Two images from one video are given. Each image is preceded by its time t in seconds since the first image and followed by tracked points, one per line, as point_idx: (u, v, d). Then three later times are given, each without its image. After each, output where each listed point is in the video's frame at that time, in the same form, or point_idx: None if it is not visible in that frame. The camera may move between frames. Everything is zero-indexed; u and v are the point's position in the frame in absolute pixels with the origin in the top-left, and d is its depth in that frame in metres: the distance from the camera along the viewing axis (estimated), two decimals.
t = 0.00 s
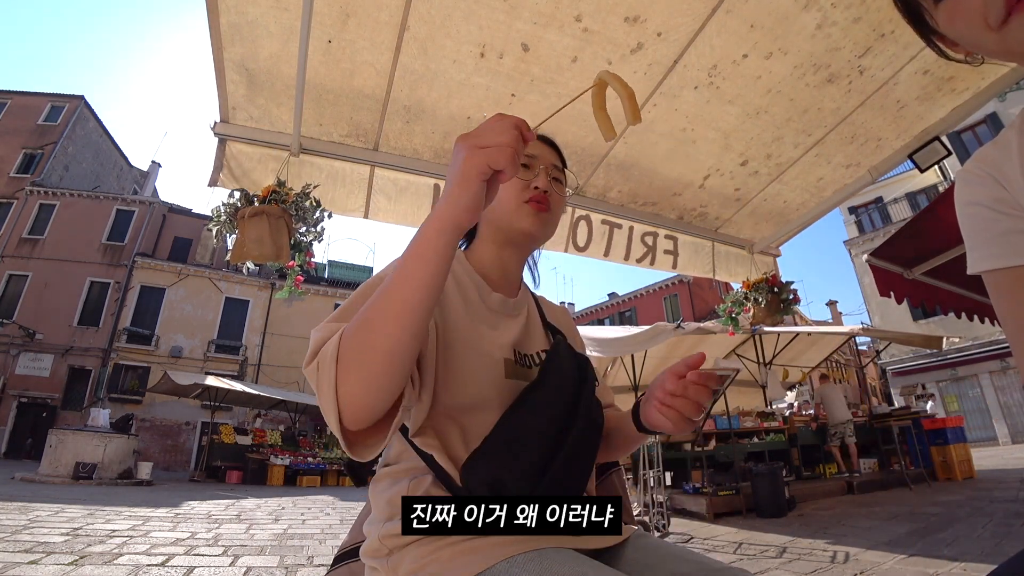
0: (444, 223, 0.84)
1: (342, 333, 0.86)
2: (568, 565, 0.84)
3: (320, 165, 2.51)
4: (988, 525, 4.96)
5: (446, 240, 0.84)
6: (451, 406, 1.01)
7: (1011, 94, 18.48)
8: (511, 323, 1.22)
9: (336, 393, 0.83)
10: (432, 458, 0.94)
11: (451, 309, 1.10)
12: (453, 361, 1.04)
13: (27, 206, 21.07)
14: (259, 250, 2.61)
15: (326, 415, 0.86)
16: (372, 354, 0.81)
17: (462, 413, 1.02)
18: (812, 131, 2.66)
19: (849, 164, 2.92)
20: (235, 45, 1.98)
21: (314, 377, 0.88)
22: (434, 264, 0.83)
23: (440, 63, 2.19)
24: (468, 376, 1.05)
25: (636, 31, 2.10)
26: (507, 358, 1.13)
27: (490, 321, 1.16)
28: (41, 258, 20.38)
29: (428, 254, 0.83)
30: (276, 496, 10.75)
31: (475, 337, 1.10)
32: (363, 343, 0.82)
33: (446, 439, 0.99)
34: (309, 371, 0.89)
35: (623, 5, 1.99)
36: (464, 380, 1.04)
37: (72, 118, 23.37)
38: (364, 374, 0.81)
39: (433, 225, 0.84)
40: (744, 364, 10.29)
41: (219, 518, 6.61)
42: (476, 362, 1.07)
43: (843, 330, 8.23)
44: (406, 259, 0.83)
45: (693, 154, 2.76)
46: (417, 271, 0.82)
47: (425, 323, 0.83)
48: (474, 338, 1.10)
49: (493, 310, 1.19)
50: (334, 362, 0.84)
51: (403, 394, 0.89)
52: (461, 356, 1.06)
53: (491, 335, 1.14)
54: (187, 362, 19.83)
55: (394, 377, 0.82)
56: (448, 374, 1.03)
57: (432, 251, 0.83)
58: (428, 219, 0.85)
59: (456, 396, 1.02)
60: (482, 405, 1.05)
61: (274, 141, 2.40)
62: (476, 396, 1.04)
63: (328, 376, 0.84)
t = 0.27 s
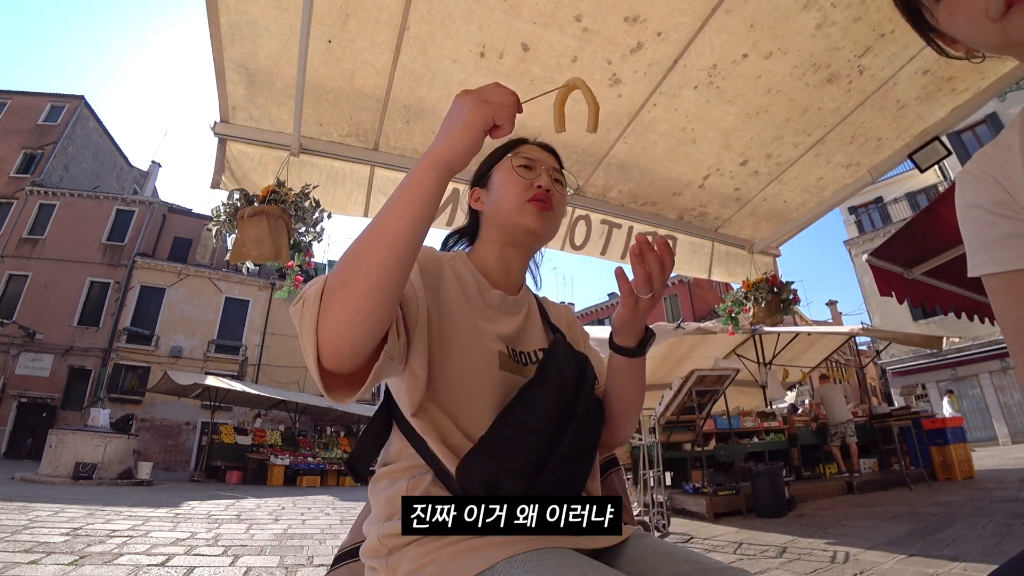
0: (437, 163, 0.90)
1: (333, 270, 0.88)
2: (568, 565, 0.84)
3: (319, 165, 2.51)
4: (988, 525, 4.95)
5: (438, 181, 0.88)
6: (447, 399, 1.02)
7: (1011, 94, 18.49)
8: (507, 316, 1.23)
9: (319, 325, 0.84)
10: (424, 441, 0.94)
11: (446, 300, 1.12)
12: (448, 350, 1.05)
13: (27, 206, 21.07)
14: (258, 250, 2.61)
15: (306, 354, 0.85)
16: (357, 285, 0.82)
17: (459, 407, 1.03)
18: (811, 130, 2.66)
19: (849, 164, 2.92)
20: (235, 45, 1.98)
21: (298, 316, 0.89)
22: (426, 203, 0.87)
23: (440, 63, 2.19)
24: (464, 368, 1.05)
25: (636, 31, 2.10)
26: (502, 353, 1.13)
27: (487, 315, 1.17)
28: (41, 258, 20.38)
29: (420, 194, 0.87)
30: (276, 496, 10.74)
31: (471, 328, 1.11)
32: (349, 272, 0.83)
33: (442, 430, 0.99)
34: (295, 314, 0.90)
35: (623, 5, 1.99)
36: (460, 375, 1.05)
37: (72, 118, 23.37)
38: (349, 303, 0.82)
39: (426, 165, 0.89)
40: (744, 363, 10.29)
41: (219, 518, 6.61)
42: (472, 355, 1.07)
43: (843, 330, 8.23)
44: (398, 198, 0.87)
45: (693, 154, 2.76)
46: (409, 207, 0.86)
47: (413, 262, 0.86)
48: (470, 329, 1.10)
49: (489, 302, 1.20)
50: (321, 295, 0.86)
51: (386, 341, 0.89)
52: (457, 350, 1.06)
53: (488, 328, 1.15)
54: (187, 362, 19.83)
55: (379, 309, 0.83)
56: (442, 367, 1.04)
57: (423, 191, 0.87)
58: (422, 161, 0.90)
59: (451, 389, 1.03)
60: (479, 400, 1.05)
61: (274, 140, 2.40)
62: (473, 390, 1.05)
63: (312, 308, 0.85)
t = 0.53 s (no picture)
0: (450, 151, 0.90)
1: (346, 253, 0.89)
2: (569, 565, 0.83)
3: (319, 165, 2.52)
4: (988, 525, 4.95)
5: (451, 173, 0.89)
6: (447, 396, 1.02)
7: (1011, 94, 18.51)
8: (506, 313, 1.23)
9: (329, 306, 0.85)
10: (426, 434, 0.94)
11: (447, 296, 1.12)
12: (448, 345, 1.06)
13: (27, 206, 21.07)
14: (257, 250, 2.60)
15: (316, 334, 0.86)
16: (370, 268, 0.84)
17: (459, 403, 1.03)
18: (811, 130, 2.66)
19: (849, 163, 2.92)
20: (235, 45, 1.98)
21: (308, 297, 0.90)
22: (440, 191, 0.88)
23: (440, 63, 2.19)
24: (464, 364, 1.06)
25: (636, 31, 2.10)
26: (500, 349, 1.14)
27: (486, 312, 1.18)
28: (41, 258, 20.38)
29: (433, 182, 0.88)
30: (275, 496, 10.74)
31: (472, 324, 1.12)
32: (363, 255, 0.85)
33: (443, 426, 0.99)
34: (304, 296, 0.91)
35: (623, 4, 1.99)
36: (458, 371, 1.05)
37: (72, 118, 23.37)
38: (361, 284, 0.83)
39: (439, 154, 0.89)
40: (744, 363, 10.29)
41: (219, 518, 6.61)
42: (471, 351, 1.08)
43: (843, 330, 8.23)
44: (412, 183, 0.89)
45: (693, 154, 2.76)
46: (424, 194, 0.87)
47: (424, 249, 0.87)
48: (470, 326, 1.11)
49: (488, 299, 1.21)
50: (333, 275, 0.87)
51: (394, 326, 0.90)
52: (457, 346, 1.07)
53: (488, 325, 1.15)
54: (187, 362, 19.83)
55: (391, 292, 0.84)
56: (442, 363, 1.04)
57: (437, 179, 0.88)
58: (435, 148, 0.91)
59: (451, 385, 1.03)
60: (477, 396, 1.05)
61: (274, 141, 2.41)
62: (474, 387, 1.05)
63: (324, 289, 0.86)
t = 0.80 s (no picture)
0: (452, 164, 0.93)
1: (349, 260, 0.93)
2: (569, 565, 0.83)
3: (320, 164, 2.52)
4: (988, 525, 4.95)
5: (450, 182, 0.92)
6: (445, 395, 1.02)
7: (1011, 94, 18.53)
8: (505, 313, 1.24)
9: (335, 310, 0.88)
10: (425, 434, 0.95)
11: (444, 297, 1.14)
12: (446, 346, 1.07)
13: (27, 206, 21.08)
14: (257, 250, 2.60)
15: (321, 339, 0.89)
16: (373, 274, 0.87)
17: (458, 403, 1.03)
18: (811, 131, 2.66)
19: (849, 164, 2.92)
20: (235, 44, 1.98)
21: (313, 304, 0.93)
22: (439, 200, 0.91)
23: (440, 63, 2.19)
24: (461, 363, 1.07)
25: (636, 30, 2.10)
26: (496, 347, 1.14)
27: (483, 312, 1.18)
28: (41, 258, 20.39)
29: (432, 190, 0.91)
30: (276, 496, 10.73)
31: (470, 325, 1.12)
32: (366, 261, 0.88)
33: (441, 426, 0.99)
34: (309, 302, 0.94)
35: (623, 4, 1.99)
36: (455, 371, 1.06)
37: (72, 118, 23.37)
38: (365, 289, 0.86)
39: (440, 166, 0.93)
40: (743, 363, 10.29)
41: (219, 518, 6.61)
42: (468, 351, 1.08)
43: (843, 330, 8.24)
44: (412, 192, 0.92)
45: (692, 154, 2.76)
46: (424, 205, 0.91)
47: (425, 254, 0.90)
48: (468, 326, 1.12)
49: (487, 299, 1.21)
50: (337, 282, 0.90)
51: (397, 327, 0.92)
52: (455, 346, 1.08)
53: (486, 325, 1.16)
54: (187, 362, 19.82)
55: (394, 297, 0.87)
56: (440, 362, 1.05)
57: (436, 188, 0.91)
58: (437, 159, 0.94)
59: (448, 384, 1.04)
60: (474, 394, 1.05)
61: (273, 140, 2.41)
62: (471, 386, 1.05)
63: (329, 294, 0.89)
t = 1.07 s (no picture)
0: (443, 172, 0.95)
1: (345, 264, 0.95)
2: (569, 565, 0.83)
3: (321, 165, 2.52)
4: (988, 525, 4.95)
5: (442, 190, 0.95)
6: (440, 395, 1.02)
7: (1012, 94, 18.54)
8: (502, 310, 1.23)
9: (331, 313, 0.89)
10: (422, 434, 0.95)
11: (439, 297, 1.14)
12: (441, 345, 1.07)
13: (27, 206, 21.08)
14: (259, 250, 2.58)
15: (319, 339, 0.91)
16: (367, 277, 0.88)
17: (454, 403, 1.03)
18: (812, 130, 2.66)
19: (849, 164, 2.92)
20: (235, 44, 1.98)
21: (310, 307, 0.95)
22: (431, 207, 0.93)
23: (440, 63, 2.19)
24: (457, 362, 1.07)
25: (636, 31, 2.10)
26: (490, 345, 1.13)
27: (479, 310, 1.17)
28: (41, 257, 20.39)
29: (424, 197, 0.93)
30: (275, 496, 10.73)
31: (465, 323, 1.12)
32: (360, 266, 0.90)
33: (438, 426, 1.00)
34: (306, 306, 0.96)
35: (623, 5, 1.99)
36: (450, 370, 1.06)
37: (72, 118, 23.36)
38: (360, 291, 0.88)
39: (432, 174, 0.95)
40: (744, 363, 10.29)
41: (219, 518, 6.61)
42: (462, 350, 1.08)
43: (843, 330, 8.24)
44: (406, 200, 0.94)
45: (693, 154, 2.76)
46: (417, 212, 0.93)
47: (419, 257, 0.92)
48: (463, 325, 1.11)
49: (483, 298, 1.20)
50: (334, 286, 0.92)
51: (393, 328, 0.94)
52: (449, 345, 1.08)
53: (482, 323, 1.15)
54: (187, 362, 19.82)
55: (389, 299, 0.88)
56: (435, 361, 1.05)
57: (427, 194, 0.93)
58: (429, 168, 0.96)
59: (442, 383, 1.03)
60: (469, 392, 1.06)
61: (274, 141, 2.40)
62: (464, 386, 1.06)
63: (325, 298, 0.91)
